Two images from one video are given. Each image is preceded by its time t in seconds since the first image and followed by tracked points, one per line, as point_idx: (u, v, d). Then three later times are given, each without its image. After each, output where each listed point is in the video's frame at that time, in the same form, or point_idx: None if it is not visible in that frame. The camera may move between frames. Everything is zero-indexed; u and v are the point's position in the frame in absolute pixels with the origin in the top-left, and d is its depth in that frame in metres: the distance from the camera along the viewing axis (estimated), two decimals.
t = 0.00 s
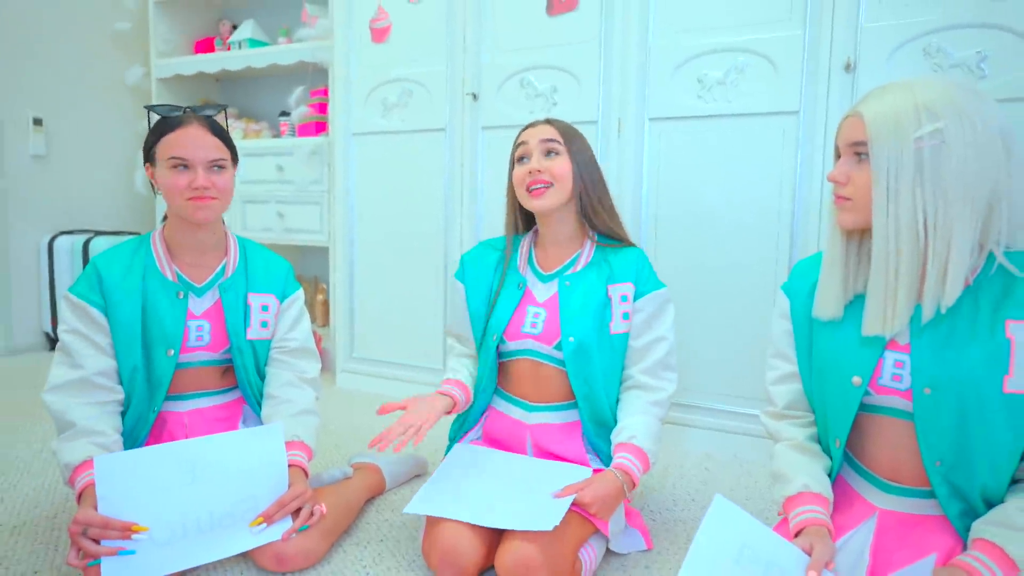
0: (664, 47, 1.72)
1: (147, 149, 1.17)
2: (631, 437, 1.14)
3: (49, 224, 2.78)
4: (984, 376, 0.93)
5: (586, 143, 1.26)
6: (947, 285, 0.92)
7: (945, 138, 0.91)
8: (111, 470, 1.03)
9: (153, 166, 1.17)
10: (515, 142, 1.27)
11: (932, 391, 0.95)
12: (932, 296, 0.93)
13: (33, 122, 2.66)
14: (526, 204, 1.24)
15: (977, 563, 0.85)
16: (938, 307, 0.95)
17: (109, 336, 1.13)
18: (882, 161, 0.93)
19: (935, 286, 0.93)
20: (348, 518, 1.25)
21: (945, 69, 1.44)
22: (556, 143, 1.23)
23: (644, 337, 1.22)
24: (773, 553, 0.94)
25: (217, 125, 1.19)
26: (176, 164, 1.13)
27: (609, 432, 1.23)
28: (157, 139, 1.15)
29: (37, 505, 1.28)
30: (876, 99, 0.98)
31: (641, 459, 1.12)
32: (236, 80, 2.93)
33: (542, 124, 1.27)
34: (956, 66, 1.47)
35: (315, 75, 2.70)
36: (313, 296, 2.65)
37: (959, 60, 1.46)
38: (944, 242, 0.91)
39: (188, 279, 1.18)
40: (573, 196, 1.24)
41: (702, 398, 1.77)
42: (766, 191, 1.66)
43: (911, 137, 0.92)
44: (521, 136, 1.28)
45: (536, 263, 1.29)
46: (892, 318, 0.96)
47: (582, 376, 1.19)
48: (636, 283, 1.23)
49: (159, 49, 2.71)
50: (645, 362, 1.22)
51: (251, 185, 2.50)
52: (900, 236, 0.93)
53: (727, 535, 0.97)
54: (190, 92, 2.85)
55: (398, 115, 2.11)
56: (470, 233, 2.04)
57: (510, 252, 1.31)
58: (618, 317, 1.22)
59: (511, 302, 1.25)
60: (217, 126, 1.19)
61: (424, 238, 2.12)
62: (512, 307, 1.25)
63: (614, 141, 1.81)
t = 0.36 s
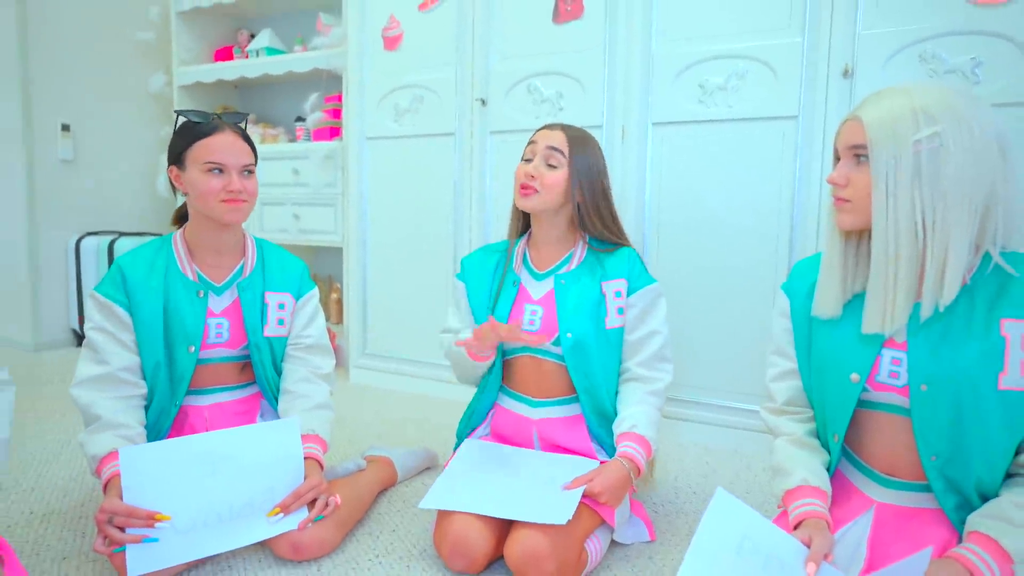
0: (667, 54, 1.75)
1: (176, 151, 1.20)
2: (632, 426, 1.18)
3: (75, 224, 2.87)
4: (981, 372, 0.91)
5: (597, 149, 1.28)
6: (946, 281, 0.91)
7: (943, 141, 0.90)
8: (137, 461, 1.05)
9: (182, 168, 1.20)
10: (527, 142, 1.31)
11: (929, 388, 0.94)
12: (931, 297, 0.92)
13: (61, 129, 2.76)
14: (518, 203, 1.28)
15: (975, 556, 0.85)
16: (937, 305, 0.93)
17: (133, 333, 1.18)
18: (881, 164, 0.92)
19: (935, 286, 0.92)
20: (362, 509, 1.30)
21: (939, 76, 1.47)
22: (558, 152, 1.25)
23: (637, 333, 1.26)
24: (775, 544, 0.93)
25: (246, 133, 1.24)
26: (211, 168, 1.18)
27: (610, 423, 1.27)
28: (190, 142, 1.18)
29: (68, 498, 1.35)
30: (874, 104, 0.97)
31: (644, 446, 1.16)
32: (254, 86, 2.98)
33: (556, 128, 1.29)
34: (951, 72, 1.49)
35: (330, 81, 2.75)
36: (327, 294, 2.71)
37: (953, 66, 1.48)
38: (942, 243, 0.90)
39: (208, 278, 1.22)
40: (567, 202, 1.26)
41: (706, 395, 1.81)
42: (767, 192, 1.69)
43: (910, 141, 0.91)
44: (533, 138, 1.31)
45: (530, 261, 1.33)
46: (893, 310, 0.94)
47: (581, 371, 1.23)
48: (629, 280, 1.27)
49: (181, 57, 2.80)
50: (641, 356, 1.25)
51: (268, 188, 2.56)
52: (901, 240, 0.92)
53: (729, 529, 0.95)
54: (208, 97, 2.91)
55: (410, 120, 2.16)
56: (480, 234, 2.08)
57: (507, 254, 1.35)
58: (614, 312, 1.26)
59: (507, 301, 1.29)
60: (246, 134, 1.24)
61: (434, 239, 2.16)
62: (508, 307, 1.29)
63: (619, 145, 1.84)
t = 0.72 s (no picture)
0: (668, 63, 1.80)
1: (198, 156, 1.25)
2: (633, 421, 1.22)
3: (100, 227, 2.93)
4: (974, 367, 0.90)
5: (593, 153, 1.33)
6: (944, 283, 0.91)
7: (939, 146, 0.89)
8: (157, 454, 1.09)
9: (203, 173, 1.24)
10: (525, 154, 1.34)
11: (923, 384, 0.94)
12: (931, 297, 0.92)
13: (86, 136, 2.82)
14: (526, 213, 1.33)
15: (967, 548, 0.85)
16: (935, 305, 0.93)
17: (154, 331, 1.22)
18: (878, 169, 0.91)
19: (934, 286, 0.91)
20: (373, 501, 1.34)
21: (930, 83, 1.51)
22: (560, 162, 1.29)
23: (638, 335, 1.30)
24: (775, 537, 0.92)
25: (264, 141, 1.29)
26: (232, 173, 1.22)
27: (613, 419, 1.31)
28: (212, 149, 1.23)
29: (94, 489, 1.44)
30: (870, 110, 0.96)
31: (645, 440, 1.20)
32: (270, 96, 3.04)
33: (550, 138, 1.33)
34: (942, 79, 1.53)
35: (343, 89, 2.79)
36: (340, 294, 2.76)
37: (945, 73, 1.52)
38: (940, 242, 0.90)
39: (226, 279, 1.27)
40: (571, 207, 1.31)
41: (708, 392, 1.84)
42: (766, 196, 1.73)
43: (905, 148, 0.90)
44: (530, 150, 1.34)
45: (535, 264, 1.38)
46: (894, 308, 0.93)
47: (586, 370, 1.27)
48: (631, 283, 1.31)
49: (198, 66, 2.86)
50: (641, 356, 1.29)
51: (284, 191, 2.62)
52: (900, 245, 0.91)
53: (730, 520, 0.95)
54: (223, 105, 2.98)
55: (420, 127, 2.21)
56: (487, 237, 2.12)
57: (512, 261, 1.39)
58: (616, 314, 1.30)
59: (513, 307, 1.34)
60: (264, 141, 1.29)
61: (442, 240, 2.21)
62: (515, 310, 1.33)
63: (622, 150, 1.89)
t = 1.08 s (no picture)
0: (671, 65, 1.81)
1: (206, 158, 1.27)
2: (638, 422, 1.22)
3: (108, 229, 2.95)
4: (975, 366, 0.91)
5: (593, 148, 1.33)
6: (947, 281, 0.91)
7: (944, 146, 0.90)
8: (167, 452, 1.11)
9: (211, 175, 1.26)
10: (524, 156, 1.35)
11: (924, 383, 0.94)
12: (933, 295, 0.92)
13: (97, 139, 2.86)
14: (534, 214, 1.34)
15: (970, 547, 0.85)
16: (938, 303, 0.93)
17: (163, 332, 1.24)
18: (881, 169, 0.92)
19: (937, 284, 0.91)
20: (379, 499, 1.36)
21: (931, 84, 1.51)
22: (560, 159, 1.30)
23: (648, 335, 1.31)
24: (776, 535, 0.92)
25: (271, 142, 1.31)
26: (239, 176, 1.24)
27: (618, 418, 1.32)
28: (220, 151, 1.25)
29: (105, 487, 1.46)
30: (873, 110, 0.96)
31: (649, 441, 1.21)
32: (276, 98, 3.06)
33: (546, 137, 1.34)
34: (944, 80, 1.53)
35: (349, 92, 2.81)
36: (346, 295, 2.78)
37: (946, 74, 1.52)
38: (943, 241, 0.90)
39: (234, 280, 1.28)
40: (577, 204, 1.32)
41: (712, 391, 1.85)
42: (768, 197, 1.73)
43: (909, 146, 0.90)
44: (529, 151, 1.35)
45: (542, 262, 1.39)
46: (897, 308, 0.94)
47: (592, 369, 1.28)
48: (639, 284, 1.32)
49: (206, 69, 2.89)
50: (649, 357, 1.30)
51: (290, 193, 2.64)
52: (902, 242, 0.91)
53: (733, 518, 0.96)
54: (230, 107, 3.00)
55: (425, 129, 2.22)
56: (491, 238, 2.14)
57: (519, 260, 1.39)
58: (624, 314, 1.31)
59: (523, 300, 1.35)
60: (271, 143, 1.31)
61: (447, 241, 2.22)
62: (522, 307, 1.34)
63: (625, 152, 1.90)
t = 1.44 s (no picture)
0: (676, 63, 1.80)
1: (212, 158, 1.27)
2: (644, 423, 1.22)
3: (116, 229, 2.97)
4: (983, 363, 0.90)
5: (597, 146, 1.32)
6: (955, 278, 0.90)
7: (952, 141, 0.89)
8: (174, 451, 1.10)
9: (217, 175, 1.27)
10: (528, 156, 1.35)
11: (933, 380, 0.93)
12: (941, 292, 0.91)
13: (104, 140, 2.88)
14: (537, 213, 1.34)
15: (979, 546, 0.85)
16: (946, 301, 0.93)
17: (170, 331, 1.25)
18: (889, 165, 0.91)
19: (944, 281, 0.90)
20: (385, 497, 1.36)
21: (939, 81, 1.50)
22: (563, 159, 1.30)
23: (653, 335, 1.31)
24: (785, 532, 0.92)
25: (277, 142, 1.31)
26: (246, 176, 1.24)
27: (623, 418, 1.32)
28: (226, 151, 1.25)
29: (114, 486, 1.47)
30: (880, 106, 0.95)
31: (655, 442, 1.21)
32: (282, 98, 3.07)
33: (550, 136, 1.34)
34: (952, 76, 1.52)
35: (354, 91, 2.81)
36: (352, 293, 2.79)
37: (955, 70, 1.51)
38: (951, 238, 0.89)
39: (240, 279, 1.29)
40: (580, 204, 1.31)
41: (718, 389, 1.85)
42: (773, 195, 1.73)
43: (916, 143, 0.89)
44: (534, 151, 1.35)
45: (547, 262, 1.38)
46: (904, 305, 0.93)
47: (597, 369, 1.28)
48: (644, 283, 1.32)
49: (212, 69, 2.90)
50: (655, 357, 1.30)
51: (297, 193, 2.65)
52: (910, 238, 0.91)
53: (741, 516, 0.95)
54: (237, 107, 3.01)
55: (430, 128, 2.22)
56: (496, 237, 2.14)
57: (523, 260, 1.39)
58: (629, 314, 1.30)
59: (526, 301, 1.34)
60: (277, 143, 1.31)
61: (452, 239, 2.23)
62: (528, 306, 1.34)
63: (631, 150, 1.89)
